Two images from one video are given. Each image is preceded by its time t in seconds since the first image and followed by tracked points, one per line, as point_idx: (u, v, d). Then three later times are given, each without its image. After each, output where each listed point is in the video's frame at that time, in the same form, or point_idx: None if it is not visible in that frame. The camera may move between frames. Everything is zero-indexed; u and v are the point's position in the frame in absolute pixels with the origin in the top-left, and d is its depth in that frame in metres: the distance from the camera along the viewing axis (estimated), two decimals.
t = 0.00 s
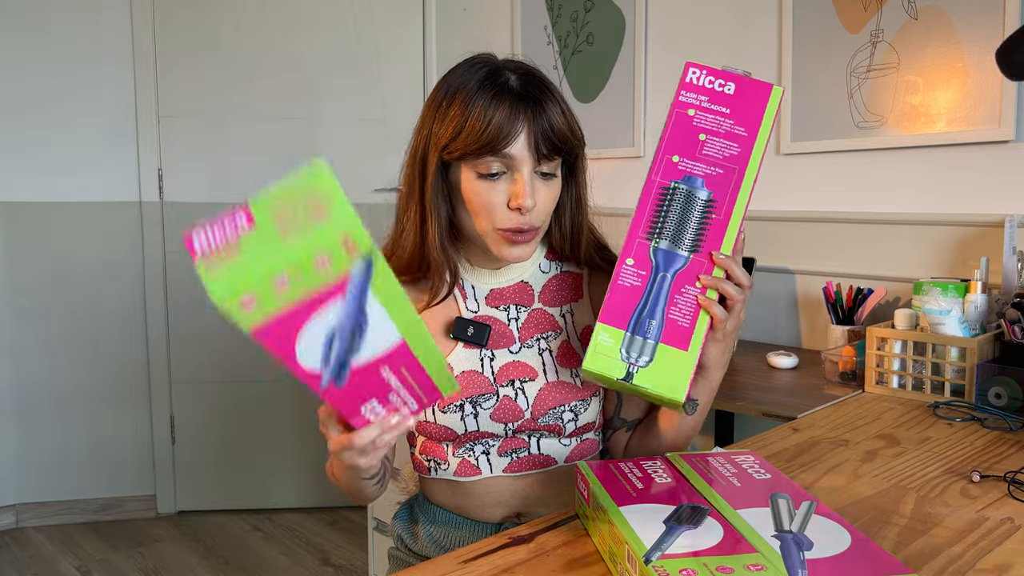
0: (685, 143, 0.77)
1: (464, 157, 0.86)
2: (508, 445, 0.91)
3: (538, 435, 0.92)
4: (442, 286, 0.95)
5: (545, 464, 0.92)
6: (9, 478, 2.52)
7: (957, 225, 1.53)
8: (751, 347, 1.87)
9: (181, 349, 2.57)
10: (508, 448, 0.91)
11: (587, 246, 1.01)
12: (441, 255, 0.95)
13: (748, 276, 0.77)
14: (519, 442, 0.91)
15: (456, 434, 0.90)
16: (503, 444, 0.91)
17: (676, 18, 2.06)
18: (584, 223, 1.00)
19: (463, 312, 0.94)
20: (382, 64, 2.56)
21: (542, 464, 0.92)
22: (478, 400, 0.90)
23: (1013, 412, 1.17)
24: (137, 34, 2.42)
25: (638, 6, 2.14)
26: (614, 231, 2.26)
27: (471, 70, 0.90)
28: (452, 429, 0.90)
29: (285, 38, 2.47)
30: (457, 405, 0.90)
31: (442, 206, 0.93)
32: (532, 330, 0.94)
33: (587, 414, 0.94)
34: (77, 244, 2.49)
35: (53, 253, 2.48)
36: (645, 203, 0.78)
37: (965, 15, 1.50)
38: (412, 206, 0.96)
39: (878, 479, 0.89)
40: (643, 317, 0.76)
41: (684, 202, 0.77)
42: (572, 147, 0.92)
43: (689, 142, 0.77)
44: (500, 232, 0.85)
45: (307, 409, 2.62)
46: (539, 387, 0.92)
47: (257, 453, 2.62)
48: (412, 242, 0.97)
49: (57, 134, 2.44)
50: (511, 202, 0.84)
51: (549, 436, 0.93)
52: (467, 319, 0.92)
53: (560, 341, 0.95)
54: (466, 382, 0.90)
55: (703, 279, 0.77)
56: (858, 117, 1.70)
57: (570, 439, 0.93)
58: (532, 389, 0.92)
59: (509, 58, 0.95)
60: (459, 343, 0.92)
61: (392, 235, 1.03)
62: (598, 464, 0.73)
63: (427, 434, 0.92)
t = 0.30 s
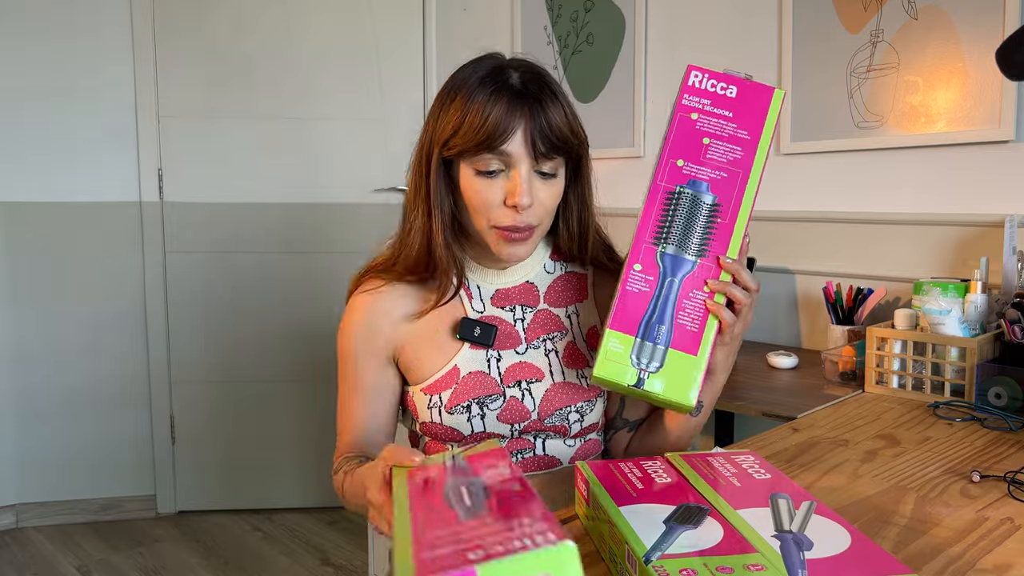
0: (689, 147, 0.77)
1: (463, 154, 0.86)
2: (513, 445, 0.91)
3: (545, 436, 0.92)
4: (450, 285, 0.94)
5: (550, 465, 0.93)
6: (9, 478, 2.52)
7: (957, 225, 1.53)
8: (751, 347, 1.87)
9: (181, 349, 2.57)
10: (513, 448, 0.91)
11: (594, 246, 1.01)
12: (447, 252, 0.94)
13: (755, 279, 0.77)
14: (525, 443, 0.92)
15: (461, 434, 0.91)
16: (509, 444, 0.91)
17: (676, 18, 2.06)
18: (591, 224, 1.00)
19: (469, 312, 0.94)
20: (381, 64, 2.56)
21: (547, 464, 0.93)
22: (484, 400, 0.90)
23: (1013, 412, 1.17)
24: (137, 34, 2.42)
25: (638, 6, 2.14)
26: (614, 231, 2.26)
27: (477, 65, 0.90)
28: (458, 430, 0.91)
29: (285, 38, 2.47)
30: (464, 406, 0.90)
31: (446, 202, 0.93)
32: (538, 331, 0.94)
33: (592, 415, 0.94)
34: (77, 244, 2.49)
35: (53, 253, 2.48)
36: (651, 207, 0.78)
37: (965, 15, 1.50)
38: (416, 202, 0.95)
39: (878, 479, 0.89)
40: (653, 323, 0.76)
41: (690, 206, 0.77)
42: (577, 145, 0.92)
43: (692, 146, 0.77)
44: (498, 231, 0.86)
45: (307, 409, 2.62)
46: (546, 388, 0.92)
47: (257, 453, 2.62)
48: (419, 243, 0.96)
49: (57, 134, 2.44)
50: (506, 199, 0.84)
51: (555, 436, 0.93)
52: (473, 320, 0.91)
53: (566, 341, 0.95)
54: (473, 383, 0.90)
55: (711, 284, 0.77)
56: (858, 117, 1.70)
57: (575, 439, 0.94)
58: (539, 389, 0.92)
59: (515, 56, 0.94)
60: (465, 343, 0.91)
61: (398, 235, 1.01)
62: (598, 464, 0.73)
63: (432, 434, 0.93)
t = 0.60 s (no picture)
0: (675, 151, 0.76)
1: (461, 154, 0.86)
2: (514, 446, 0.92)
3: (546, 437, 0.93)
4: (452, 287, 0.94)
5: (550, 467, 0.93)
6: (9, 478, 2.53)
7: (957, 225, 1.53)
8: (751, 347, 1.87)
9: (181, 349, 2.57)
10: (514, 449, 0.91)
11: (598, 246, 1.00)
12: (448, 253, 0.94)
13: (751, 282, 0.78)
14: (526, 443, 0.92)
15: (463, 434, 0.91)
16: (510, 445, 0.91)
17: (676, 19, 2.06)
18: (593, 222, 0.99)
19: (472, 311, 0.94)
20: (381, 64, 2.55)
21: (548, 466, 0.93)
22: (486, 400, 0.90)
23: (1013, 412, 1.17)
24: (137, 34, 2.42)
25: (638, 6, 2.14)
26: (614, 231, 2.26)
27: (477, 64, 0.90)
28: (459, 429, 0.90)
29: (285, 38, 2.47)
30: (466, 406, 0.90)
31: (446, 201, 0.93)
32: (540, 331, 0.94)
33: (593, 416, 0.94)
34: (77, 244, 2.49)
35: (53, 253, 2.48)
36: (641, 214, 0.77)
37: (965, 15, 1.50)
38: (417, 201, 0.95)
39: (878, 479, 0.89)
40: (650, 333, 0.75)
41: (680, 211, 0.76)
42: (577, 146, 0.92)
43: (678, 151, 0.76)
44: (494, 231, 0.85)
45: (307, 409, 2.62)
46: (547, 390, 0.92)
47: (257, 453, 2.62)
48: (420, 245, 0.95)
49: (57, 135, 2.44)
50: (502, 200, 0.84)
51: (557, 438, 0.93)
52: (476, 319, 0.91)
53: (568, 343, 0.95)
54: (475, 382, 0.90)
55: (706, 290, 0.76)
56: (858, 117, 1.70)
57: (576, 441, 0.93)
58: (541, 390, 0.92)
59: (517, 56, 0.94)
60: (468, 342, 0.91)
61: (402, 233, 1.01)
62: (598, 463, 0.73)
63: (434, 433, 0.92)
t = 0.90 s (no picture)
0: (656, 150, 0.77)
1: (454, 141, 0.87)
2: (512, 446, 0.91)
3: (543, 436, 0.93)
4: (448, 282, 0.94)
5: (547, 466, 0.93)
6: (9, 478, 2.53)
7: (958, 224, 1.53)
8: (750, 347, 1.87)
9: (181, 349, 2.57)
10: (512, 448, 0.91)
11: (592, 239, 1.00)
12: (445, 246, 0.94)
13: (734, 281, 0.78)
14: (524, 443, 0.92)
15: (461, 433, 0.91)
16: (508, 445, 0.91)
17: (676, 19, 2.06)
18: (587, 210, 0.99)
19: (469, 310, 0.93)
20: (381, 64, 2.55)
21: (547, 465, 0.93)
22: (483, 400, 0.90)
23: (1013, 412, 1.17)
24: (137, 34, 2.42)
25: (638, 6, 2.14)
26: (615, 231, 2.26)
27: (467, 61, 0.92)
28: (457, 428, 0.91)
29: (285, 37, 2.47)
30: (463, 405, 0.90)
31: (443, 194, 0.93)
32: (537, 330, 0.94)
33: (591, 416, 0.95)
34: (77, 244, 2.49)
35: (53, 253, 2.48)
36: (622, 214, 0.77)
37: (965, 15, 1.50)
38: (412, 198, 0.95)
39: (878, 479, 0.89)
40: (633, 336, 0.75)
41: (661, 211, 0.76)
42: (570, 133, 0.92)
43: (659, 149, 0.77)
44: (490, 215, 0.85)
45: (307, 409, 2.62)
46: (544, 389, 0.92)
47: (257, 454, 2.62)
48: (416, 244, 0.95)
49: (57, 135, 2.44)
50: (497, 181, 0.84)
51: (555, 437, 0.93)
52: (474, 318, 0.92)
53: (565, 342, 0.95)
54: (473, 381, 0.90)
55: (689, 290, 0.76)
56: (858, 117, 1.70)
57: (574, 440, 0.94)
58: (538, 389, 0.92)
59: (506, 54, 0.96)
60: (465, 341, 0.91)
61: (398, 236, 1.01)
62: (597, 463, 0.73)
63: (433, 433, 0.92)
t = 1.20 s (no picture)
0: (592, 141, 0.77)
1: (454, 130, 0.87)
2: (508, 445, 0.91)
3: (539, 433, 0.92)
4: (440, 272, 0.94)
5: (544, 463, 0.93)
6: (10, 478, 2.53)
7: (958, 224, 1.53)
8: (750, 347, 1.87)
9: (181, 349, 2.57)
10: (508, 447, 0.91)
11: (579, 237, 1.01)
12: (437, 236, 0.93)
13: (678, 252, 0.78)
14: (520, 441, 0.92)
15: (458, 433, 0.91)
16: (504, 444, 0.91)
17: (676, 19, 2.06)
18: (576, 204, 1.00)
19: (463, 309, 0.94)
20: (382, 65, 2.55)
21: (543, 463, 0.93)
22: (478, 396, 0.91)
23: (1013, 412, 1.17)
24: (137, 34, 2.42)
25: (638, 6, 2.14)
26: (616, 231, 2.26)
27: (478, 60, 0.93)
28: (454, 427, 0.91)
29: (285, 37, 2.47)
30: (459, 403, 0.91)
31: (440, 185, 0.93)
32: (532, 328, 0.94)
33: (586, 412, 0.95)
34: (77, 244, 2.49)
35: (53, 253, 2.48)
36: (566, 205, 0.77)
37: (965, 15, 1.50)
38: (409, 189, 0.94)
39: (878, 479, 0.89)
40: (585, 315, 0.75)
41: (603, 198, 0.77)
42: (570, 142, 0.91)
43: (595, 139, 0.77)
44: (477, 205, 0.83)
45: (308, 409, 2.62)
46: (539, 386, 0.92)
47: (257, 454, 2.62)
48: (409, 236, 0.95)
49: (57, 135, 2.44)
50: (488, 171, 0.83)
51: (551, 434, 0.93)
52: (468, 316, 0.92)
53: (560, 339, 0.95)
54: (467, 379, 0.91)
55: (636, 267, 0.76)
56: (858, 117, 1.70)
57: (569, 438, 0.94)
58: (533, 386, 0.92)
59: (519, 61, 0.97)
60: (459, 340, 0.92)
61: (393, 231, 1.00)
62: (596, 463, 0.73)
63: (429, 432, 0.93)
